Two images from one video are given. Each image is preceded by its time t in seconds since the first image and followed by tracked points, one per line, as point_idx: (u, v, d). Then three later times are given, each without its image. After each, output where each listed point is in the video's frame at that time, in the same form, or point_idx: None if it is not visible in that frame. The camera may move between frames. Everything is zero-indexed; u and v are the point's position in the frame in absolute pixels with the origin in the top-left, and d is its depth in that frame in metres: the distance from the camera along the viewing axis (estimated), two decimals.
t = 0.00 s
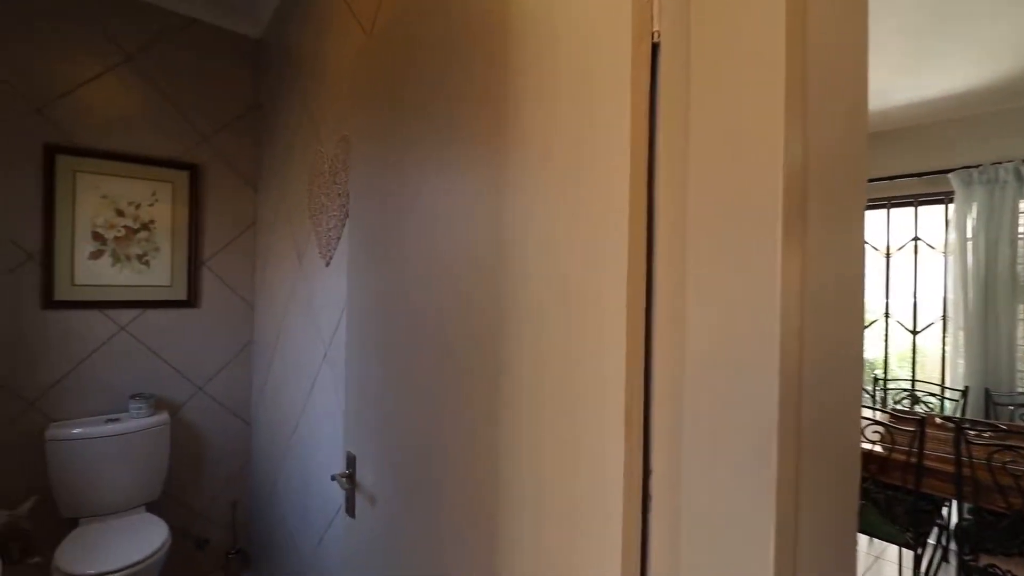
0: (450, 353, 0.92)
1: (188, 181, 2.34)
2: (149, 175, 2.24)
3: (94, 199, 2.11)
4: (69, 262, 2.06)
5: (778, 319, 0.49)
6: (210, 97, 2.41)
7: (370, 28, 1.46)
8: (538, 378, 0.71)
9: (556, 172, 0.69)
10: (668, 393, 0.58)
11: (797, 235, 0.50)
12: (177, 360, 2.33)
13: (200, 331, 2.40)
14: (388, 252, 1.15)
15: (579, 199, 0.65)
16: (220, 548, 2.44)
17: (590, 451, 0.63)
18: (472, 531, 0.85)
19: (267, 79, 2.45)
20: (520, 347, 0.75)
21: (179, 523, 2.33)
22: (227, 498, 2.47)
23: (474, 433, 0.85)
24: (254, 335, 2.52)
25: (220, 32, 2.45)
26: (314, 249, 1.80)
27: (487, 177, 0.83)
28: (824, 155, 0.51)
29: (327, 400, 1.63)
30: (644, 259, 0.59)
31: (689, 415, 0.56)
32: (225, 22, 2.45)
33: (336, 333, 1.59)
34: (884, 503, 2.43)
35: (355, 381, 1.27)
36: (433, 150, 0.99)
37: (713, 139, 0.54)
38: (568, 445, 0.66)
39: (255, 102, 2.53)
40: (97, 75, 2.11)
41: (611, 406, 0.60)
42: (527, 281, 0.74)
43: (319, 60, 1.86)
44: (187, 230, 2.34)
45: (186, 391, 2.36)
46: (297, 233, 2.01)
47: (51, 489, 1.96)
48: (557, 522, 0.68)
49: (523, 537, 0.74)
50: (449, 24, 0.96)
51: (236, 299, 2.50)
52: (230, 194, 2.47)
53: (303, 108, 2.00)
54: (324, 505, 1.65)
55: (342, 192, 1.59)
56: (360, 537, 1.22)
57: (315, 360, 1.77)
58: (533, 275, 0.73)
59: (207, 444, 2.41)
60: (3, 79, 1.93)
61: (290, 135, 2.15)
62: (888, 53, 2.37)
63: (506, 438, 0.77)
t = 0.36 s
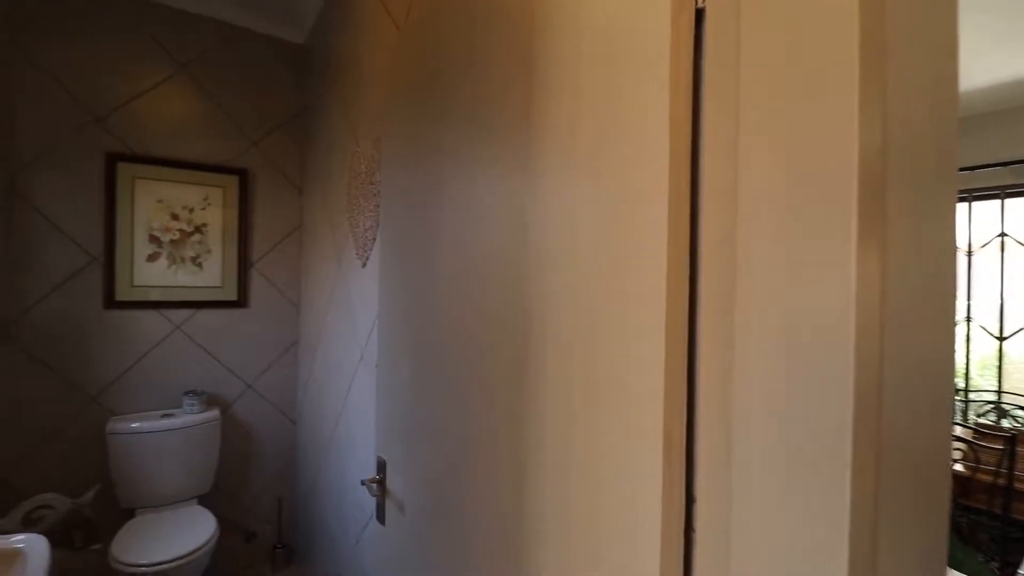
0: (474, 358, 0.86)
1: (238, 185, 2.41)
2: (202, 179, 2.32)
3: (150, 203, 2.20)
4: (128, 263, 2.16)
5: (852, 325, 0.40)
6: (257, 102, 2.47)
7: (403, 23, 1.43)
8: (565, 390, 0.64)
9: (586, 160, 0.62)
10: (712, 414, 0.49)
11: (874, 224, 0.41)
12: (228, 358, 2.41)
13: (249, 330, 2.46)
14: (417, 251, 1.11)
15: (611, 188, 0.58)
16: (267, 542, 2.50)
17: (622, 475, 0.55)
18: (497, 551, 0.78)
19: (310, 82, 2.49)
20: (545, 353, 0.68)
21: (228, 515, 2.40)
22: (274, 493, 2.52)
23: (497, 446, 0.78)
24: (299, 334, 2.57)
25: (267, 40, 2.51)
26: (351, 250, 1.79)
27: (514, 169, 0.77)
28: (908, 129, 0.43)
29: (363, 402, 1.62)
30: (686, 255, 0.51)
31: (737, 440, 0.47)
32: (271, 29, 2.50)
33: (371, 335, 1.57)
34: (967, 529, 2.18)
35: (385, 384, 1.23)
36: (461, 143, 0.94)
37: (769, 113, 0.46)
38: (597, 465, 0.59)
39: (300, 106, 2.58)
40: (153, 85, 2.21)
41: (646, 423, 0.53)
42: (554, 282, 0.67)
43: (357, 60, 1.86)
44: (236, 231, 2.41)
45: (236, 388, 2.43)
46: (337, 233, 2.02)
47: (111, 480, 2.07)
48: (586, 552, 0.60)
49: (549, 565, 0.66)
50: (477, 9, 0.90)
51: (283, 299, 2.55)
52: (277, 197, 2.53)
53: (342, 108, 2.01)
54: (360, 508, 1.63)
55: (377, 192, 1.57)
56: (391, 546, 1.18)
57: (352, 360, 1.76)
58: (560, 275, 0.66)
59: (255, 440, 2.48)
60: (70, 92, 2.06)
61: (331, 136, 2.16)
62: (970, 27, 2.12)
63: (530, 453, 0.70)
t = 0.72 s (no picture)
0: (505, 361, 0.79)
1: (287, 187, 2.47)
2: (253, 181, 2.39)
3: (205, 205, 2.29)
4: (187, 263, 2.26)
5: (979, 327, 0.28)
6: (304, 103, 2.51)
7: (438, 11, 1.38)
8: (599, 404, 0.55)
9: (618, 134, 0.52)
10: (779, 442, 0.39)
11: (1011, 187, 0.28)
12: (277, 354, 2.46)
13: (297, 327, 2.50)
14: (450, 247, 1.05)
15: (648, 166, 0.48)
16: (313, 535, 2.53)
17: (666, 511, 0.46)
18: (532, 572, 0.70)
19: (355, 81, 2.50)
20: (576, 360, 0.60)
21: (277, 508, 2.45)
22: (320, 487, 2.55)
23: (531, 458, 0.71)
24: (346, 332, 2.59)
25: (314, 43, 2.55)
26: (393, 247, 1.77)
27: (542, 153, 0.69)
28: None
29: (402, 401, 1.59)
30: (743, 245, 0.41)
31: (813, 485, 0.37)
32: (317, 31, 2.54)
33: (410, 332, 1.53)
34: None
35: (420, 384, 1.19)
36: (488, 129, 0.86)
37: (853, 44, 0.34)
38: (635, 496, 0.50)
39: (347, 107, 2.61)
40: (207, 91, 2.29)
41: (694, 452, 0.43)
42: (584, 279, 0.58)
43: (398, 55, 1.83)
44: (286, 232, 2.47)
45: (286, 384, 2.48)
46: (379, 230, 2.01)
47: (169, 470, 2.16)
48: None
49: None
50: None
51: (331, 298, 2.60)
52: (325, 198, 2.58)
53: (384, 104, 1.99)
54: (400, 509, 1.60)
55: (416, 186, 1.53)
56: (425, 552, 1.13)
57: (392, 359, 1.74)
58: (591, 272, 0.57)
59: (303, 435, 2.52)
60: (131, 100, 2.16)
61: (374, 133, 2.16)
62: None
63: (564, 472, 0.62)
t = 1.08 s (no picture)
0: (545, 363, 0.71)
1: (333, 184, 2.49)
2: (301, 180, 2.43)
3: (257, 204, 2.34)
4: (238, 261, 2.32)
5: None
6: (350, 102, 2.52)
7: None
8: (663, 416, 0.47)
9: (689, 95, 0.44)
10: (908, 474, 0.30)
11: None
12: (323, 351, 2.48)
13: (343, 325, 2.52)
14: (485, 239, 0.98)
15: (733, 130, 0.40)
16: (358, 533, 2.54)
17: (748, 546, 0.37)
18: None
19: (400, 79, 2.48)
20: (631, 364, 0.51)
21: (323, 503, 2.48)
22: (364, 485, 2.56)
23: (574, 473, 0.63)
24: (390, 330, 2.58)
25: (360, 41, 2.54)
26: (435, 244, 1.73)
27: (589, 126, 0.60)
28: None
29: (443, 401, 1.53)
30: (858, 220, 0.32)
31: (963, 528, 0.28)
32: (365, 30, 2.53)
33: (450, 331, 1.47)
34: None
35: (457, 385, 1.12)
36: (528, 108, 0.78)
37: None
38: (709, 530, 0.41)
39: (392, 105, 2.60)
40: (257, 93, 2.34)
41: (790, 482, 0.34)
42: (644, 270, 0.50)
43: (441, 46, 1.78)
44: (332, 231, 2.49)
45: (332, 381, 2.50)
46: (422, 227, 1.97)
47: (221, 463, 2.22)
48: None
49: None
50: None
51: (375, 295, 2.59)
52: (370, 195, 2.57)
53: (427, 99, 1.96)
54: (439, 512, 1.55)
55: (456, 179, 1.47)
56: (463, 561, 1.07)
57: (434, 359, 1.68)
58: (654, 261, 0.48)
59: (348, 433, 2.53)
60: (187, 104, 2.23)
61: (417, 129, 2.13)
62: None
63: (615, 492, 0.54)
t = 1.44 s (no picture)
0: (613, 374, 0.63)
1: (380, 186, 2.49)
2: (349, 183, 2.44)
3: (307, 207, 2.38)
4: (289, 263, 2.36)
5: None
6: (397, 103, 2.51)
7: None
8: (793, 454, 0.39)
9: (823, 57, 0.36)
10: None
11: None
12: (371, 353, 2.49)
13: (389, 327, 2.52)
14: (534, 238, 0.90)
15: (895, 88, 0.31)
16: (404, 535, 2.53)
17: None
18: None
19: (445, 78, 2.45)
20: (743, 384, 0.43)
21: (370, 505, 2.48)
22: (410, 489, 2.54)
23: (649, 505, 0.55)
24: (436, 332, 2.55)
25: (406, 42, 2.53)
26: (478, 245, 1.67)
27: (673, 105, 0.52)
28: None
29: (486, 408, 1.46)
30: None
31: None
32: (411, 31, 2.52)
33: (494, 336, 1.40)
34: None
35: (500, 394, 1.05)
36: (580, 91, 0.71)
37: None
38: None
39: (437, 105, 2.57)
40: (307, 97, 2.38)
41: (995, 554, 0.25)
42: (760, 271, 0.41)
43: (484, 41, 1.73)
44: (379, 233, 2.49)
45: (379, 382, 2.50)
46: (466, 228, 1.92)
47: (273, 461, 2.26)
48: None
49: None
50: None
51: (421, 297, 2.57)
52: (417, 197, 2.56)
53: (471, 97, 1.91)
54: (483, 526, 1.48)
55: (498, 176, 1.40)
56: None
57: (478, 364, 1.62)
58: (771, 259, 0.40)
59: (395, 435, 2.52)
60: (242, 110, 2.29)
61: (461, 128, 2.08)
62: None
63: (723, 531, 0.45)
